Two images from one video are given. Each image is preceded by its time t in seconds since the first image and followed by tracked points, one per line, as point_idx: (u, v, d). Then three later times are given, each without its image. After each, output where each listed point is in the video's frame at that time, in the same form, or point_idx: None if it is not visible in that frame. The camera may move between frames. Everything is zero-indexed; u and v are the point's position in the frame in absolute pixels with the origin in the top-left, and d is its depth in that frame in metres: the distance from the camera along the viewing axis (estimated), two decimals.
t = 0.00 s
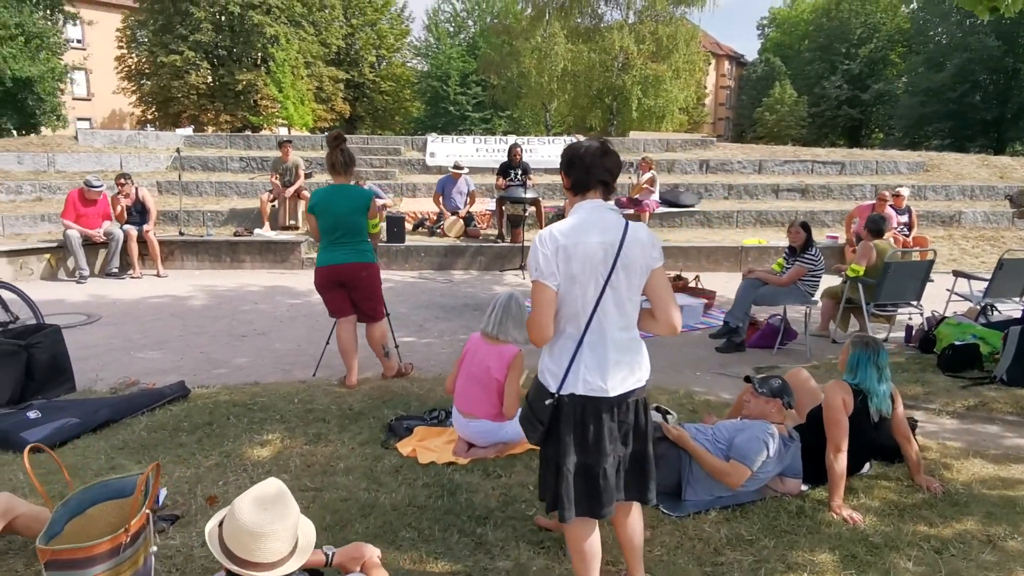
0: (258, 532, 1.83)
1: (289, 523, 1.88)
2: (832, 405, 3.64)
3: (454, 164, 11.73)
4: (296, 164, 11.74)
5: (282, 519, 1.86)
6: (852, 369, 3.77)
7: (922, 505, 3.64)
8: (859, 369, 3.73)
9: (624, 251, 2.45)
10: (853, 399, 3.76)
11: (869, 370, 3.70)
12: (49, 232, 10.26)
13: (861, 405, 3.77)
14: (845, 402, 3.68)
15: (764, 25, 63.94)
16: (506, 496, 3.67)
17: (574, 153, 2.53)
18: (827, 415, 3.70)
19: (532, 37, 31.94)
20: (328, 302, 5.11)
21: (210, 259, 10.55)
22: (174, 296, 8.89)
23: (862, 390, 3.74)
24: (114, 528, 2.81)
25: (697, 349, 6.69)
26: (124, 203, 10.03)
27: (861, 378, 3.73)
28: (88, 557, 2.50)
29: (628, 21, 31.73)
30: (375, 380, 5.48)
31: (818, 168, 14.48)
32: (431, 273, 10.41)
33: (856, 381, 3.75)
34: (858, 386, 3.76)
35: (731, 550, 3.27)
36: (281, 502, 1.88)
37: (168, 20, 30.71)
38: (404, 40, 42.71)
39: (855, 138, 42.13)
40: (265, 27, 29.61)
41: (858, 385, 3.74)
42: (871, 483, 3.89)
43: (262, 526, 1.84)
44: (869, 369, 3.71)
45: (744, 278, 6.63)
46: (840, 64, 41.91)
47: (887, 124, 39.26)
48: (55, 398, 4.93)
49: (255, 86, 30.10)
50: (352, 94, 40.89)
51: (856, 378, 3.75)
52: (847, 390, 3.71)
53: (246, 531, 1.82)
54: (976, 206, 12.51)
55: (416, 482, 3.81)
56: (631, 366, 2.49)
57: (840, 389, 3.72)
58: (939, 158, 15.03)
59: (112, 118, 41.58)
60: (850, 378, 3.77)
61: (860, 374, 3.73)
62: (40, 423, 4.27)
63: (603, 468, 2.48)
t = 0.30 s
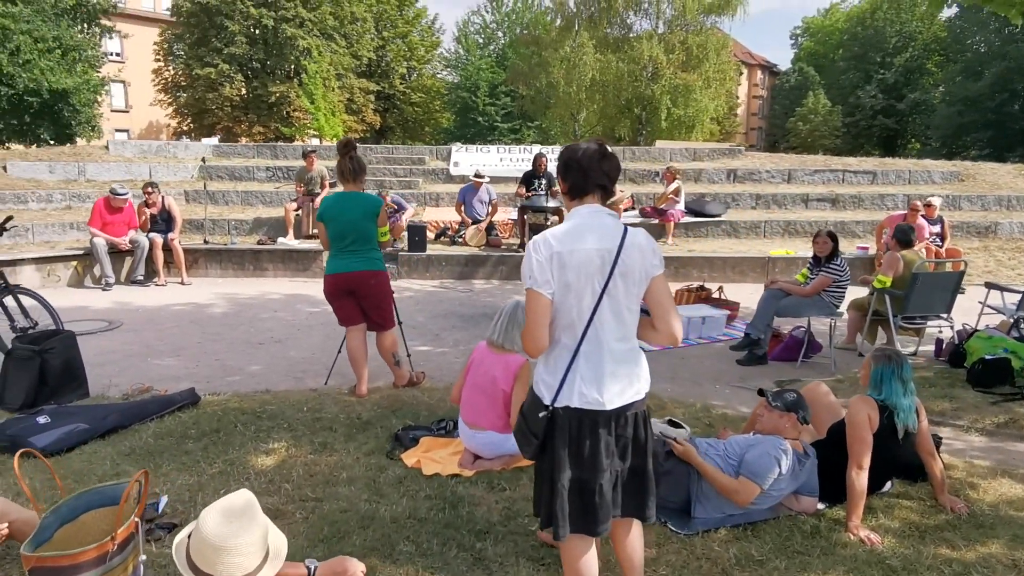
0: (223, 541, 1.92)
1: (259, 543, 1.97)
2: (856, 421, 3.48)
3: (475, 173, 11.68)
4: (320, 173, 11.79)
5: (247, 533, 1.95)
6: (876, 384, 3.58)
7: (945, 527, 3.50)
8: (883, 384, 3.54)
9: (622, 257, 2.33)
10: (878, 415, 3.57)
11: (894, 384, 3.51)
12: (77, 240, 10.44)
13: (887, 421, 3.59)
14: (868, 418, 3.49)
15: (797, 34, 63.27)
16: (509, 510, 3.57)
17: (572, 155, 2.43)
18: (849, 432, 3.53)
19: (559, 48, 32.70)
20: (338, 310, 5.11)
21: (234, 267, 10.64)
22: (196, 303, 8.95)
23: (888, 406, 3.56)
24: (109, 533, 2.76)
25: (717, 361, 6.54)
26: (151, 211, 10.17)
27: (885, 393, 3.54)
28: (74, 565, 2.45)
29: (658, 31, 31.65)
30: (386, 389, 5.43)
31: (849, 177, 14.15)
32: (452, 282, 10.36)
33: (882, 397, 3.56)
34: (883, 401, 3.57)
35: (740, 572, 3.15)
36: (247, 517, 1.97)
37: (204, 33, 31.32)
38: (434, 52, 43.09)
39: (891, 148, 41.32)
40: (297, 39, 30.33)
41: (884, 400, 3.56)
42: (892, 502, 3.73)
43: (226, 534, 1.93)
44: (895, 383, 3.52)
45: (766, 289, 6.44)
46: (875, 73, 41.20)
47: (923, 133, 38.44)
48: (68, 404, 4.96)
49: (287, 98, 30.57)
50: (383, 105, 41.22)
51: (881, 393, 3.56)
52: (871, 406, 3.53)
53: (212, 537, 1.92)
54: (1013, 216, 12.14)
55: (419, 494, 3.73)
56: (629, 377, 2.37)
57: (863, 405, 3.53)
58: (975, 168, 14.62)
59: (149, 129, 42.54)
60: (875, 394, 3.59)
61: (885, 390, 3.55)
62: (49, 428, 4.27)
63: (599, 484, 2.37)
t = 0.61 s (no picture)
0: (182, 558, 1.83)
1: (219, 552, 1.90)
2: (863, 433, 3.36)
3: (488, 178, 11.61)
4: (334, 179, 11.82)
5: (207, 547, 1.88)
6: (884, 395, 3.46)
7: (953, 546, 3.40)
8: (892, 395, 3.42)
9: (608, 265, 2.25)
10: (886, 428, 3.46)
11: (903, 395, 3.39)
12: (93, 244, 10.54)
13: (895, 434, 3.47)
14: (876, 431, 3.38)
15: (820, 39, 62.71)
16: (503, 522, 3.51)
17: (559, 162, 2.35)
18: (856, 444, 3.41)
19: (578, 53, 32.65)
20: (340, 316, 5.10)
21: (247, 272, 10.68)
22: (207, 308, 8.99)
23: (896, 418, 3.44)
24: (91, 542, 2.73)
25: (726, 369, 6.43)
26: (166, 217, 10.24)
27: (894, 404, 3.42)
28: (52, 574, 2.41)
29: (678, 36, 31.51)
30: (389, 397, 5.39)
31: (868, 183, 13.93)
32: (464, 288, 10.32)
33: (890, 409, 3.44)
34: (892, 413, 3.45)
35: None
36: (209, 530, 1.91)
37: (226, 40, 31.67)
38: (454, 58, 43.28)
39: (915, 153, 40.78)
40: (319, 46, 30.85)
41: (892, 412, 3.44)
42: (899, 518, 3.63)
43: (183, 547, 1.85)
44: (903, 394, 3.40)
45: (777, 296, 6.32)
46: (898, 78, 40.70)
47: (948, 138, 37.88)
48: (71, 408, 4.98)
49: (308, 105, 30.85)
50: (403, 112, 41.40)
51: (889, 405, 3.44)
52: (878, 418, 3.41)
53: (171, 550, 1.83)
54: None
55: (412, 505, 3.67)
56: (615, 391, 2.30)
57: (870, 417, 3.42)
58: (998, 173, 14.34)
59: (174, 136, 43.15)
60: (882, 405, 3.47)
61: (893, 402, 3.43)
62: (49, 433, 4.28)
63: (584, 501, 2.29)
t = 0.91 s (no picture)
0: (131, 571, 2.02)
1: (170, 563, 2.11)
2: (858, 445, 3.30)
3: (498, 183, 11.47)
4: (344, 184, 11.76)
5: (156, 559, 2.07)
6: (881, 405, 3.40)
7: (954, 561, 3.31)
8: (889, 405, 3.37)
9: (586, 274, 2.20)
10: (882, 438, 3.39)
11: (900, 405, 3.32)
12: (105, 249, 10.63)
13: (891, 445, 3.40)
14: (871, 442, 3.32)
15: (840, 41, 62.14)
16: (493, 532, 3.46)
17: (540, 165, 2.30)
18: (851, 456, 3.35)
19: (594, 56, 32.59)
20: (338, 321, 5.07)
21: (256, 276, 10.72)
22: (215, 312, 9.03)
23: (892, 428, 3.37)
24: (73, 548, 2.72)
25: (732, 376, 6.34)
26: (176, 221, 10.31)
27: (891, 415, 3.36)
28: None
29: (694, 39, 31.36)
30: (388, 403, 5.36)
31: (884, 187, 13.72)
32: (472, 293, 10.29)
33: (886, 419, 3.38)
34: (888, 423, 3.39)
35: None
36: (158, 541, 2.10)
37: (245, 45, 31.97)
38: (471, 62, 43.40)
39: (936, 156, 40.23)
40: (335, 51, 31.10)
41: (888, 422, 3.37)
42: (899, 531, 3.54)
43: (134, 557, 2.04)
44: (901, 404, 3.33)
45: (783, 302, 6.22)
46: (919, 80, 40.18)
47: (969, 141, 37.38)
48: (71, 412, 4.99)
49: (325, 109, 31.07)
50: (419, 116, 41.51)
51: (886, 415, 3.38)
52: (874, 429, 3.35)
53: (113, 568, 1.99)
54: None
55: (403, 513, 3.63)
56: (592, 403, 2.25)
57: (866, 428, 3.36)
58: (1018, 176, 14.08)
59: (193, 140, 43.61)
60: (879, 415, 3.41)
61: (889, 412, 3.37)
62: (46, 437, 4.29)
63: (561, 514, 2.24)
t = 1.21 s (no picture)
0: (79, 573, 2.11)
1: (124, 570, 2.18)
2: (842, 451, 3.29)
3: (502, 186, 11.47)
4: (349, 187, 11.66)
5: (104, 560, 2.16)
6: (866, 409, 3.39)
7: (942, 569, 3.28)
8: (874, 409, 3.35)
9: (554, 275, 2.18)
10: (867, 444, 3.37)
11: (885, 410, 3.31)
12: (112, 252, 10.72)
13: (876, 450, 3.38)
14: (855, 447, 3.31)
15: (855, 44, 61.71)
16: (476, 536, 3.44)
17: (508, 167, 2.29)
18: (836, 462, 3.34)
19: (605, 59, 32.56)
20: (332, 323, 5.08)
21: (262, 279, 10.77)
22: (219, 315, 9.07)
23: (877, 433, 3.36)
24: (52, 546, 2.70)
25: (731, 380, 6.28)
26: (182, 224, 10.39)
27: (875, 419, 3.35)
28: None
29: (706, 42, 31.26)
30: (382, 405, 5.36)
31: (894, 190, 13.58)
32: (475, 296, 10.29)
33: (870, 424, 3.37)
34: (873, 429, 3.37)
35: None
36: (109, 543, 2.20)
37: (259, 50, 32.15)
38: (483, 66, 43.48)
39: (952, 160, 39.78)
40: (348, 55, 31.30)
41: (872, 427, 3.36)
42: (888, 538, 3.52)
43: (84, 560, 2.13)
44: (885, 409, 3.32)
45: (783, 306, 6.14)
46: (934, 83, 39.78)
47: (986, 145, 36.97)
48: (68, 413, 5.03)
49: (338, 113, 31.24)
50: (432, 119, 41.56)
51: (870, 419, 3.37)
52: (858, 434, 3.34)
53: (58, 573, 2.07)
54: None
55: (387, 516, 3.62)
56: (560, 405, 2.23)
57: (851, 433, 3.34)
58: None
59: (208, 144, 43.93)
60: (864, 420, 3.40)
61: (874, 416, 3.35)
62: (39, 438, 4.31)
63: (529, 517, 2.23)
